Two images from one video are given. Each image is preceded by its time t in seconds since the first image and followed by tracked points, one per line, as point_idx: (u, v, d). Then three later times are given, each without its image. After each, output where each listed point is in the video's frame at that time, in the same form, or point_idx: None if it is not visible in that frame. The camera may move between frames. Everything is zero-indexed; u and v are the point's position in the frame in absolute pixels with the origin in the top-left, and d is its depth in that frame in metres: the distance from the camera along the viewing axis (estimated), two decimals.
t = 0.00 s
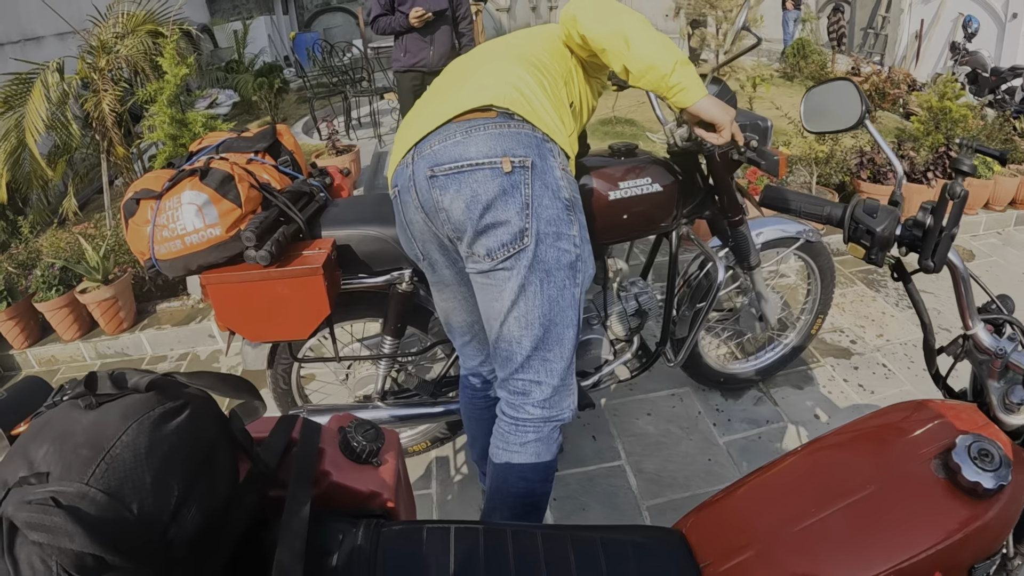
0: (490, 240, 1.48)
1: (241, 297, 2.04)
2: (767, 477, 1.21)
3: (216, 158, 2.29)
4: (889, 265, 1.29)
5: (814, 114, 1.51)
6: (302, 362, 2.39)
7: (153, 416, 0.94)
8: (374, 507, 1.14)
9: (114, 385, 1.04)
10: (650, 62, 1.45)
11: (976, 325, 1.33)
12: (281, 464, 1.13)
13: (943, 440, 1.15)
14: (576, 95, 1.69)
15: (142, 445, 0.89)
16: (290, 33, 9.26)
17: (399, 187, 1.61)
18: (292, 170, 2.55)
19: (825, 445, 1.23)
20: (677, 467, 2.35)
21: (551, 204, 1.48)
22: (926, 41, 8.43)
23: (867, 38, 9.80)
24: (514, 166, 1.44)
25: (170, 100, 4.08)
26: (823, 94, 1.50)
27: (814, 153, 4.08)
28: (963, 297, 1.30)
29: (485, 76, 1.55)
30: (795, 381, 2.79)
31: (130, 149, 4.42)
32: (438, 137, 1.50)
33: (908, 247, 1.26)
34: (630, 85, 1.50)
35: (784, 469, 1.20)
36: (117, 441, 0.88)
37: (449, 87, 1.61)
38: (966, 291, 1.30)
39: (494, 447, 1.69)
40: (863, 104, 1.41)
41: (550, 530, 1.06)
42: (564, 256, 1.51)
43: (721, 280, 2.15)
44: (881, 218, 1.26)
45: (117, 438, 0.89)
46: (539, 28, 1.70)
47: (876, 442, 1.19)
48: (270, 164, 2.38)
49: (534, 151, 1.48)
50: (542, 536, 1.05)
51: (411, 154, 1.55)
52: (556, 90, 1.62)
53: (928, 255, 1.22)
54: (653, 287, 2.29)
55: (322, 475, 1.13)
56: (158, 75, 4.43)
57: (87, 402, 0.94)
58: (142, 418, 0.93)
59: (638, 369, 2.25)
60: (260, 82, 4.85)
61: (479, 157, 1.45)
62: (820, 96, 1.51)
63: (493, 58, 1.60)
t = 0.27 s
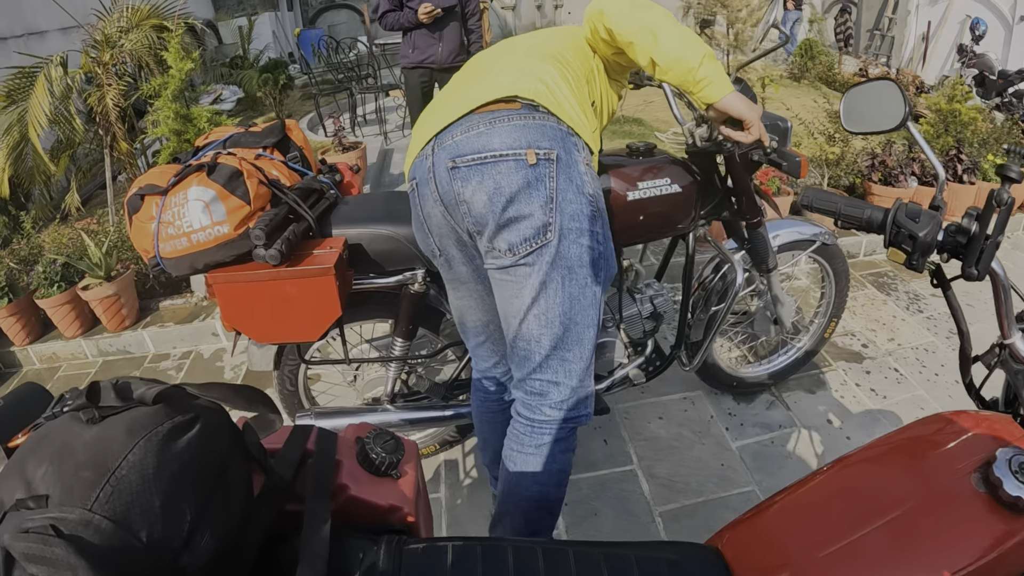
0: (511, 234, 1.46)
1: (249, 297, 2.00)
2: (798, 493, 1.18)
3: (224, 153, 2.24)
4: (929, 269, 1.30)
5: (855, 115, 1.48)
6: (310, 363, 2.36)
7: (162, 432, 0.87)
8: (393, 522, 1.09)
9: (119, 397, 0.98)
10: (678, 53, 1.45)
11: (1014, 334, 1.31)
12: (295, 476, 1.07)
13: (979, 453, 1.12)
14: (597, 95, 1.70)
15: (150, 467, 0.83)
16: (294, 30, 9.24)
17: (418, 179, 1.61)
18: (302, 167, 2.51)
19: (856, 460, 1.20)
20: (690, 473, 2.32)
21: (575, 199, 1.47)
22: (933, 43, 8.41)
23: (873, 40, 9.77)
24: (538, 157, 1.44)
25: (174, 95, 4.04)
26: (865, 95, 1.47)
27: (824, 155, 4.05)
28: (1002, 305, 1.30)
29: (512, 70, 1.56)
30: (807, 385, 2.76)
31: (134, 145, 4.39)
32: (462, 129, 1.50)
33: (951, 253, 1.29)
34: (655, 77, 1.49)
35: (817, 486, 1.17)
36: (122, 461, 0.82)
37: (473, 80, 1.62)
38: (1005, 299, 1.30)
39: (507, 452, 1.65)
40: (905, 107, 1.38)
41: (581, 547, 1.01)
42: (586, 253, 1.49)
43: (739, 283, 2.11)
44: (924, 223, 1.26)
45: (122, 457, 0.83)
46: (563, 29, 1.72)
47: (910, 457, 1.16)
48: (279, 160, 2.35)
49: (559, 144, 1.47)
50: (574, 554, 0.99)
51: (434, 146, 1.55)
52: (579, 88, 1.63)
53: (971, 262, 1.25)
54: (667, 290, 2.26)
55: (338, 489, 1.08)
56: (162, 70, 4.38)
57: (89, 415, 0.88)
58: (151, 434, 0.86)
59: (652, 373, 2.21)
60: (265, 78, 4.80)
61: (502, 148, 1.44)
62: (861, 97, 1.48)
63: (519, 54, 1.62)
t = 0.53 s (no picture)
0: (530, 231, 1.44)
1: (260, 299, 1.98)
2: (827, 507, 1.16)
3: (234, 149, 2.21)
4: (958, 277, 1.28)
5: (879, 120, 1.46)
6: (320, 364, 2.33)
7: (181, 447, 0.84)
8: (416, 534, 1.06)
9: (130, 409, 0.90)
10: (700, 51, 1.43)
11: None
12: (317, 488, 1.03)
13: (1009, 459, 1.10)
14: (616, 94, 1.68)
15: (168, 486, 0.79)
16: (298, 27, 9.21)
17: (435, 175, 1.59)
18: (312, 164, 2.49)
19: (885, 471, 1.18)
20: (702, 476, 2.31)
21: (597, 194, 1.46)
22: (939, 43, 8.40)
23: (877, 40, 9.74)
24: (559, 151, 1.43)
25: (178, 91, 4.01)
26: (889, 101, 1.45)
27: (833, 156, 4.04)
28: None
29: (530, 66, 1.55)
30: (818, 388, 2.75)
31: (137, 142, 4.36)
32: (480, 123, 1.48)
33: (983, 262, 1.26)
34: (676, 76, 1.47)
35: (846, 499, 1.15)
36: (139, 480, 0.79)
37: (490, 76, 1.60)
38: None
39: (524, 456, 1.62)
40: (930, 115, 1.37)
41: (615, 559, 0.99)
42: (606, 250, 1.47)
43: (755, 285, 2.09)
44: (954, 231, 1.24)
45: (138, 477, 0.79)
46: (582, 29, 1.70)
47: (939, 466, 1.14)
48: (289, 157, 2.32)
49: (580, 138, 1.46)
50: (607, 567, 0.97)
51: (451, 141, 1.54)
52: (598, 86, 1.61)
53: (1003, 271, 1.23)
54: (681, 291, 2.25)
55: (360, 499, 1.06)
56: (166, 66, 4.35)
57: (101, 429, 0.85)
58: (167, 450, 0.83)
59: (666, 375, 2.20)
60: (269, 75, 4.77)
61: (522, 142, 1.43)
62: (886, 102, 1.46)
63: (537, 51, 1.60)
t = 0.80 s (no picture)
0: (545, 231, 1.44)
1: (270, 300, 1.97)
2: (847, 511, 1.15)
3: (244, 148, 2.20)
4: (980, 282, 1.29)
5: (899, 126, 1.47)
6: (329, 365, 2.33)
7: (208, 461, 0.83)
8: (439, 541, 1.06)
9: (153, 420, 0.91)
10: (720, 52, 1.43)
11: None
12: (339, 497, 1.03)
13: None
14: (630, 95, 1.67)
15: (197, 501, 0.78)
16: (300, 26, 9.21)
17: (449, 174, 1.59)
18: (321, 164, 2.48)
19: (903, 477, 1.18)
20: (711, 477, 2.31)
21: (613, 194, 1.45)
22: (941, 43, 8.41)
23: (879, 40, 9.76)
24: (576, 151, 1.42)
25: (181, 90, 4.00)
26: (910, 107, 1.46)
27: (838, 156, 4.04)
28: None
29: (547, 66, 1.54)
30: (825, 389, 2.75)
31: (140, 140, 4.35)
32: (497, 122, 1.48)
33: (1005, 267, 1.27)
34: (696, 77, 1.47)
35: (865, 503, 1.15)
36: (166, 497, 0.77)
37: (505, 77, 1.59)
38: None
39: (534, 459, 1.61)
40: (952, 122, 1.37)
41: (642, 566, 0.99)
42: (621, 250, 1.47)
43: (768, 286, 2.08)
44: (976, 238, 1.25)
45: (165, 493, 0.78)
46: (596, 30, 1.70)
47: (957, 471, 1.14)
48: (299, 156, 2.31)
49: (596, 137, 1.46)
50: None
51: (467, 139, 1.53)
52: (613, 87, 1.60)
53: None
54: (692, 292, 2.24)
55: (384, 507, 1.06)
56: (168, 64, 4.35)
57: (122, 442, 0.84)
58: (194, 465, 0.82)
59: (676, 376, 2.20)
60: (273, 74, 4.76)
61: (538, 141, 1.43)
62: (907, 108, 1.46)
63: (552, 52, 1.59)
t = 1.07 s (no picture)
0: (546, 230, 1.44)
1: (273, 300, 1.97)
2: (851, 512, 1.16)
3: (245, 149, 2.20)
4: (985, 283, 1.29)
5: (906, 127, 1.47)
6: (331, 365, 2.33)
7: (218, 466, 0.84)
8: (447, 543, 1.06)
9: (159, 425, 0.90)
10: (725, 52, 1.44)
11: None
12: (347, 499, 1.03)
13: None
14: (633, 96, 1.67)
15: (209, 508, 0.78)
16: (300, 26, 9.21)
17: (452, 174, 1.59)
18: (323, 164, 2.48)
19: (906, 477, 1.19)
20: (713, 477, 2.31)
21: (616, 193, 1.45)
22: (940, 42, 8.42)
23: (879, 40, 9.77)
24: (577, 150, 1.42)
25: (181, 89, 4.00)
26: (916, 108, 1.46)
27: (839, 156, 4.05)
28: None
29: (549, 66, 1.54)
30: (826, 389, 2.75)
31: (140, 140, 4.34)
32: (499, 122, 1.48)
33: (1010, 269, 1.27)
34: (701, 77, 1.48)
35: (867, 504, 1.15)
36: (177, 504, 0.77)
37: (508, 77, 1.59)
38: None
39: (534, 460, 1.61)
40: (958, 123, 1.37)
41: (650, 569, 0.99)
42: (623, 250, 1.47)
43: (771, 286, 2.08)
44: (981, 239, 1.26)
45: (176, 500, 0.78)
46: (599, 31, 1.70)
47: (960, 471, 1.15)
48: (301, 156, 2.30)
49: (599, 137, 1.46)
50: None
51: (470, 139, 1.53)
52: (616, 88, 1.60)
53: None
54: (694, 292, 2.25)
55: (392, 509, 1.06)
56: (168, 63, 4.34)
57: (130, 448, 0.85)
58: (204, 471, 0.83)
59: (678, 376, 2.20)
60: (272, 73, 4.76)
61: (541, 139, 1.42)
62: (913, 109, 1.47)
63: (555, 52, 1.59)
